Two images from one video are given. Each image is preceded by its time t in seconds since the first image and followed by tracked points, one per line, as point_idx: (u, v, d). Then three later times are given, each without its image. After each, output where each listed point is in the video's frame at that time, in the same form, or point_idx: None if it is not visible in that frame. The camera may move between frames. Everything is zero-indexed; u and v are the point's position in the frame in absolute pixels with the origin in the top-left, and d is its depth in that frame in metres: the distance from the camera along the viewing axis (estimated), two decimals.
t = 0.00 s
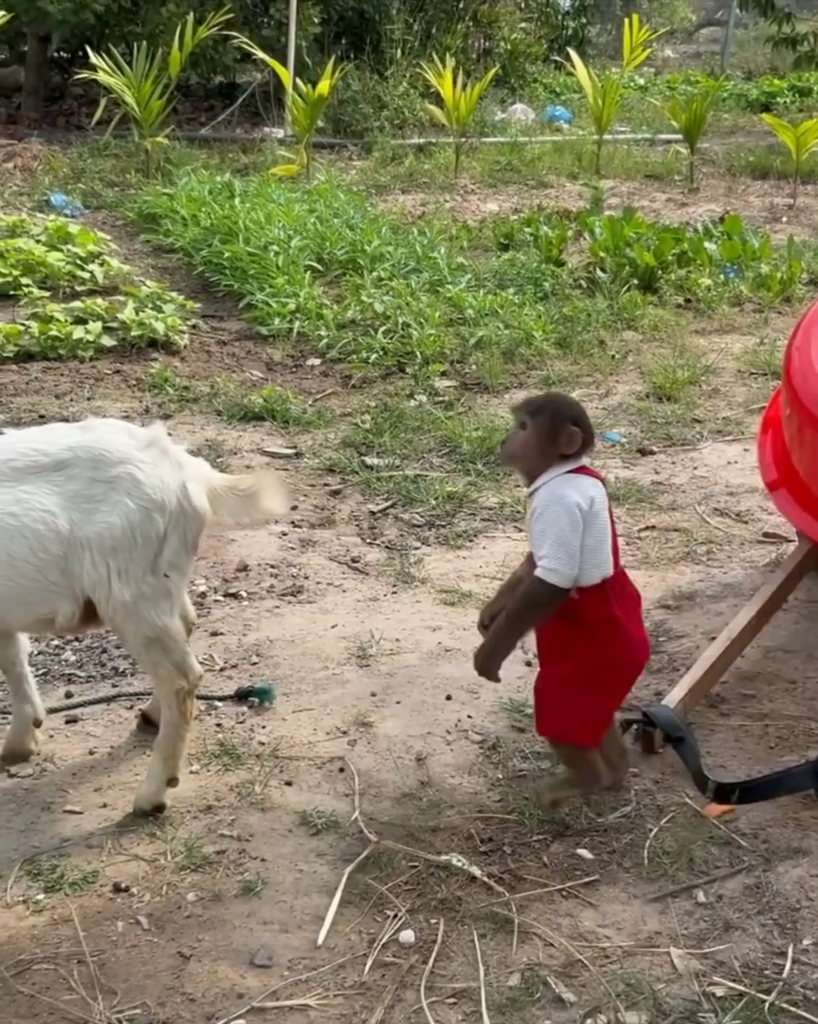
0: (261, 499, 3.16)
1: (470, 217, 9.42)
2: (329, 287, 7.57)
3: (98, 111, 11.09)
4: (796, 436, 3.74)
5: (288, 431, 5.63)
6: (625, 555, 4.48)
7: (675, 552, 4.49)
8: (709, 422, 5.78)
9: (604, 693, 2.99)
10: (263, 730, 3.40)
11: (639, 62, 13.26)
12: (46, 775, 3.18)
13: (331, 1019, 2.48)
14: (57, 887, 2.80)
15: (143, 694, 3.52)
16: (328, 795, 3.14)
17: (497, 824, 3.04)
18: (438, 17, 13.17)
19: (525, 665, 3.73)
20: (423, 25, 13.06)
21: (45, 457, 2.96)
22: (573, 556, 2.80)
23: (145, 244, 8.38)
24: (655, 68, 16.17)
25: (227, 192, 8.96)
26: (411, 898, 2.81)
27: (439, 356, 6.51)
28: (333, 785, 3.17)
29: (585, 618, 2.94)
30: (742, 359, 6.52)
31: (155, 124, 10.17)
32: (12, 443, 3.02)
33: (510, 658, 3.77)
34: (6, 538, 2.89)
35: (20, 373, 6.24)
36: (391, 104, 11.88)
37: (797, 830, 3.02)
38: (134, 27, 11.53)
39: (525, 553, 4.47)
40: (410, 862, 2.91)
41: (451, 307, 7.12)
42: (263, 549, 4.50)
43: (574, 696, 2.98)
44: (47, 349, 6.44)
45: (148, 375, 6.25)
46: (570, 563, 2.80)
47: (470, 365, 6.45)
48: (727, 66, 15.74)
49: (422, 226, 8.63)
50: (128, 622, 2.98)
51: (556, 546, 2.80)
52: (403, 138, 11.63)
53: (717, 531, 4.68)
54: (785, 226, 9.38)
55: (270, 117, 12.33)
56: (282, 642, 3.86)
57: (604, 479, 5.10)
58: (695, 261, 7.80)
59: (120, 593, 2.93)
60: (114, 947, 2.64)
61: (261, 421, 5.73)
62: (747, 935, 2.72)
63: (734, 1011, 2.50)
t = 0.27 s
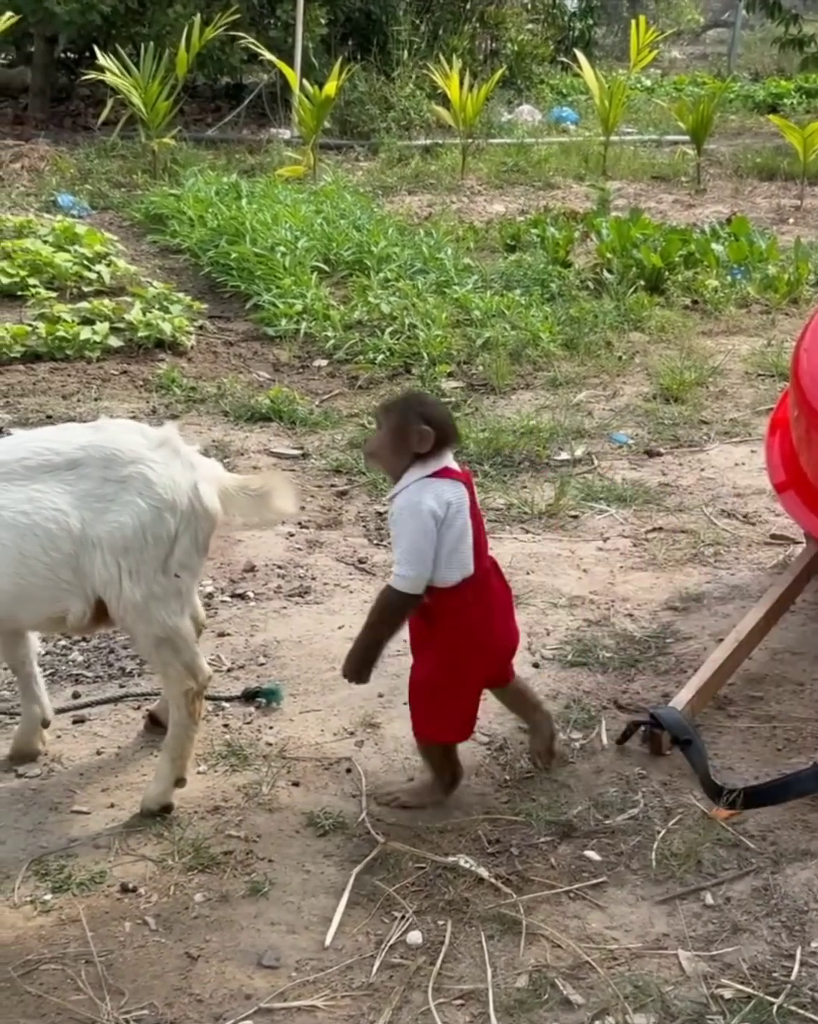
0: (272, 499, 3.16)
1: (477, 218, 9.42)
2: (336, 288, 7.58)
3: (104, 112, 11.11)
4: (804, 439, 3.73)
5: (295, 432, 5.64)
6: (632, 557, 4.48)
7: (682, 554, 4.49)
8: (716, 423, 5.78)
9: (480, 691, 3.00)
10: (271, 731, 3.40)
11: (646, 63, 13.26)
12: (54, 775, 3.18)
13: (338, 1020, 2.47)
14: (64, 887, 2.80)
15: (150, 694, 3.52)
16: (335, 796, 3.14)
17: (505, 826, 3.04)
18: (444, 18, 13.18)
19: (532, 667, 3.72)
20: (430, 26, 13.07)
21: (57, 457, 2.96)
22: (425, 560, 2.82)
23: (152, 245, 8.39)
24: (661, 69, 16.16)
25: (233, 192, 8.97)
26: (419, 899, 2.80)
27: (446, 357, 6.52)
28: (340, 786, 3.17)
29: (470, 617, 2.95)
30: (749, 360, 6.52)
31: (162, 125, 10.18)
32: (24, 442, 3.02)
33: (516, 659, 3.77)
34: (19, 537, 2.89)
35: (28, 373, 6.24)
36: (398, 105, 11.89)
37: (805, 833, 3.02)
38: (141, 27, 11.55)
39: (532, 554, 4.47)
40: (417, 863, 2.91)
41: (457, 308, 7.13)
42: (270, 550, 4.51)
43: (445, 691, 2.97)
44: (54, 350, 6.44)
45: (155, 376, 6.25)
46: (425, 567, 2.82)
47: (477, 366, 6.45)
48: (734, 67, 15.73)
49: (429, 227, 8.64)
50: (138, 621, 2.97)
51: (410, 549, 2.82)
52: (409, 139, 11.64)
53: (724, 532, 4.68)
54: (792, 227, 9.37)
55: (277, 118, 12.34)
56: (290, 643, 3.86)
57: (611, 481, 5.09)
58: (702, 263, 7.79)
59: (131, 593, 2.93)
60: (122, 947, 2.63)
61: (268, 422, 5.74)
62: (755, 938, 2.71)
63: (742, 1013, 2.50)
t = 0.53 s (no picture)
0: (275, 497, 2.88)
1: (485, 219, 9.43)
2: (344, 289, 7.58)
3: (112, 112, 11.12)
4: (812, 443, 3.73)
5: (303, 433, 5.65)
6: (641, 558, 4.47)
7: (691, 555, 4.48)
8: (724, 424, 5.77)
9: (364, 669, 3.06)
10: (279, 731, 3.40)
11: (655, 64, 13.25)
12: (62, 775, 3.18)
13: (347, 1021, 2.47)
14: (73, 886, 2.79)
15: (159, 694, 3.52)
16: (344, 797, 3.14)
17: (513, 827, 3.03)
18: (452, 19, 13.19)
19: (541, 668, 3.72)
20: (438, 27, 13.07)
21: (68, 456, 2.91)
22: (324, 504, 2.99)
23: (160, 245, 8.40)
24: (669, 71, 16.16)
25: (241, 193, 8.97)
26: (427, 900, 2.80)
27: (454, 357, 6.51)
28: (348, 787, 3.17)
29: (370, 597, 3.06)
30: (757, 362, 6.51)
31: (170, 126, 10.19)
32: (34, 441, 2.97)
33: (525, 660, 3.76)
34: (29, 537, 2.84)
35: (36, 374, 6.25)
36: (405, 107, 11.89)
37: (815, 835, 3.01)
38: (149, 29, 11.56)
39: (540, 554, 4.47)
40: (426, 864, 2.90)
41: (465, 309, 7.13)
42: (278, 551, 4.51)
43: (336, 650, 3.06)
44: (63, 350, 6.45)
45: (163, 376, 6.26)
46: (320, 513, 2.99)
47: (485, 367, 6.45)
48: (742, 68, 15.72)
49: (437, 228, 8.64)
50: (149, 622, 2.95)
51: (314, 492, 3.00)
52: (417, 140, 11.65)
53: (733, 534, 4.67)
54: (800, 229, 9.36)
55: (285, 119, 12.36)
56: (298, 644, 3.86)
57: (619, 482, 5.09)
58: (711, 264, 7.79)
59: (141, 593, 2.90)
60: (131, 947, 2.63)
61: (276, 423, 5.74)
62: (765, 940, 2.70)
63: (752, 1015, 2.49)
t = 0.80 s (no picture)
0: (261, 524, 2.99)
1: (494, 221, 9.43)
2: (354, 290, 7.59)
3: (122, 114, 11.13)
4: None
5: (313, 434, 5.65)
6: (651, 560, 4.46)
7: (701, 557, 4.47)
8: (734, 426, 5.76)
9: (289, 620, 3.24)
10: (290, 732, 3.40)
11: (664, 65, 13.23)
12: (73, 776, 3.18)
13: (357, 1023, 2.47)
14: (83, 888, 2.78)
15: (169, 696, 3.52)
16: (353, 798, 3.14)
17: (524, 830, 3.03)
18: (462, 20, 13.20)
19: (551, 670, 3.71)
20: (447, 29, 13.07)
21: (79, 452, 2.89)
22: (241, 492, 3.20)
23: (170, 247, 8.41)
24: (678, 72, 16.15)
25: (251, 195, 8.98)
26: (437, 902, 2.80)
27: (463, 359, 6.51)
28: (358, 789, 3.17)
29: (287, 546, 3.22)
30: (767, 363, 6.50)
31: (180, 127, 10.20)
32: (50, 438, 2.96)
33: (535, 662, 3.76)
34: (36, 531, 2.85)
35: (46, 375, 6.26)
36: (414, 108, 11.90)
37: None
38: (158, 30, 11.58)
39: (550, 556, 4.46)
40: (436, 866, 2.90)
41: (475, 311, 7.13)
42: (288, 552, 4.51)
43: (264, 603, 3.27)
44: (72, 351, 6.46)
45: (173, 377, 6.26)
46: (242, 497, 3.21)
47: (495, 369, 6.45)
48: (752, 70, 15.70)
49: (446, 230, 8.64)
50: (152, 624, 2.92)
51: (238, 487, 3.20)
52: (426, 142, 11.65)
53: (743, 536, 4.66)
54: (810, 230, 9.34)
55: (294, 120, 12.37)
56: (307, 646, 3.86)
57: (629, 484, 5.08)
58: (720, 265, 7.77)
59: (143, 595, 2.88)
60: (141, 948, 2.62)
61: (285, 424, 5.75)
62: (776, 944, 2.69)
63: (763, 1020, 2.48)
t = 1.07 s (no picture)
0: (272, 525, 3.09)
1: (504, 223, 9.43)
2: (365, 292, 7.60)
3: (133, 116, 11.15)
4: None
5: (324, 437, 5.66)
6: (663, 563, 4.46)
7: (714, 560, 4.46)
8: (746, 429, 5.74)
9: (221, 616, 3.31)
10: (302, 735, 3.40)
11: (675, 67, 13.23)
12: (86, 778, 3.18)
13: None
14: (97, 890, 2.78)
15: (181, 698, 3.52)
16: (366, 801, 3.13)
17: (537, 833, 3.02)
18: (472, 22, 13.22)
19: (564, 673, 3.70)
20: (458, 31, 13.09)
21: (97, 453, 2.94)
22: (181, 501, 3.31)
23: (181, 248, 8.42)
24: (689, 74, 16.14)
25: (262, 197, 8.99)
26: (450, 906, 2.79)
27: (475, 361, 6.51)
28: (370, 792, 3.16)
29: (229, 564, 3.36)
30: (779, 366, 6.49)
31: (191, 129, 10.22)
32: (70, 443, 3.01)
33: (548, 665, 3.75)
34: (57, 527, 2.87)
35: (58, 377, 6.27)
36: (424, 110, 11.92)
37: None
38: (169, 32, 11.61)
39: (562, 559, 4.46)
40: (449, 869, 2.89)
41: (486, 313, 7.13)
42: (300, 554, 4.51)
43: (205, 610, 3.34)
44: (84, 353, 6.47)
45: (184, 379, 6.27)
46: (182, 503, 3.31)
47: (506, 371, 6.45)
48: (763, 72, 15.69)
49: (457, 232, 8.64)
50: (174, 617, 2.91)
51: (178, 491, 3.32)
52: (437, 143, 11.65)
53: (756, 539, 4.65)
54: None
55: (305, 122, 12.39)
56: (319, 647, 3.85)
57: (641, 486, 5.08)
58: (732, 267, 7.76)
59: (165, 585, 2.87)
60: (155, 951, 2.62)
61: (297, 426, 5.76)
62: (791, 948, 2.69)
63: None
